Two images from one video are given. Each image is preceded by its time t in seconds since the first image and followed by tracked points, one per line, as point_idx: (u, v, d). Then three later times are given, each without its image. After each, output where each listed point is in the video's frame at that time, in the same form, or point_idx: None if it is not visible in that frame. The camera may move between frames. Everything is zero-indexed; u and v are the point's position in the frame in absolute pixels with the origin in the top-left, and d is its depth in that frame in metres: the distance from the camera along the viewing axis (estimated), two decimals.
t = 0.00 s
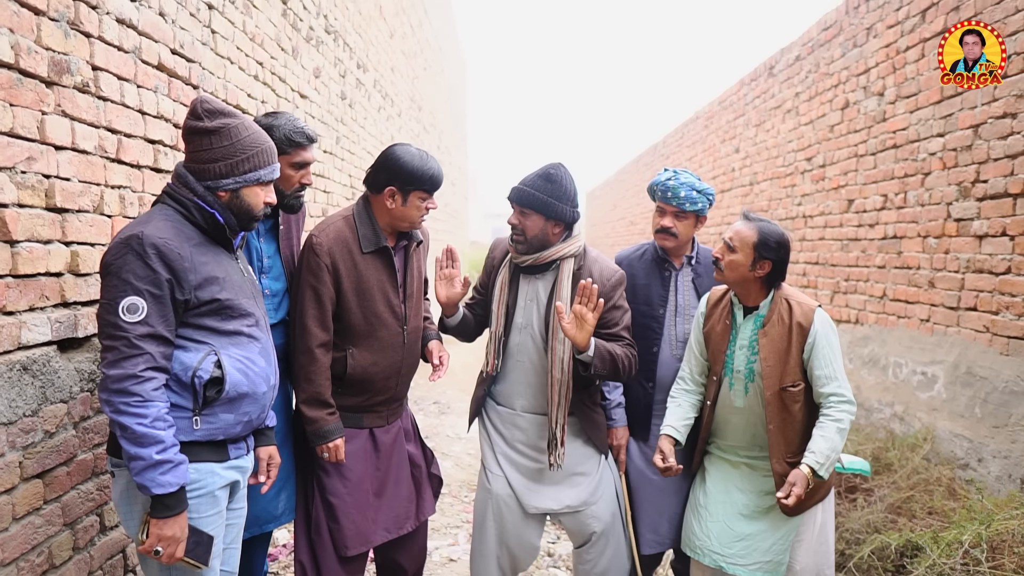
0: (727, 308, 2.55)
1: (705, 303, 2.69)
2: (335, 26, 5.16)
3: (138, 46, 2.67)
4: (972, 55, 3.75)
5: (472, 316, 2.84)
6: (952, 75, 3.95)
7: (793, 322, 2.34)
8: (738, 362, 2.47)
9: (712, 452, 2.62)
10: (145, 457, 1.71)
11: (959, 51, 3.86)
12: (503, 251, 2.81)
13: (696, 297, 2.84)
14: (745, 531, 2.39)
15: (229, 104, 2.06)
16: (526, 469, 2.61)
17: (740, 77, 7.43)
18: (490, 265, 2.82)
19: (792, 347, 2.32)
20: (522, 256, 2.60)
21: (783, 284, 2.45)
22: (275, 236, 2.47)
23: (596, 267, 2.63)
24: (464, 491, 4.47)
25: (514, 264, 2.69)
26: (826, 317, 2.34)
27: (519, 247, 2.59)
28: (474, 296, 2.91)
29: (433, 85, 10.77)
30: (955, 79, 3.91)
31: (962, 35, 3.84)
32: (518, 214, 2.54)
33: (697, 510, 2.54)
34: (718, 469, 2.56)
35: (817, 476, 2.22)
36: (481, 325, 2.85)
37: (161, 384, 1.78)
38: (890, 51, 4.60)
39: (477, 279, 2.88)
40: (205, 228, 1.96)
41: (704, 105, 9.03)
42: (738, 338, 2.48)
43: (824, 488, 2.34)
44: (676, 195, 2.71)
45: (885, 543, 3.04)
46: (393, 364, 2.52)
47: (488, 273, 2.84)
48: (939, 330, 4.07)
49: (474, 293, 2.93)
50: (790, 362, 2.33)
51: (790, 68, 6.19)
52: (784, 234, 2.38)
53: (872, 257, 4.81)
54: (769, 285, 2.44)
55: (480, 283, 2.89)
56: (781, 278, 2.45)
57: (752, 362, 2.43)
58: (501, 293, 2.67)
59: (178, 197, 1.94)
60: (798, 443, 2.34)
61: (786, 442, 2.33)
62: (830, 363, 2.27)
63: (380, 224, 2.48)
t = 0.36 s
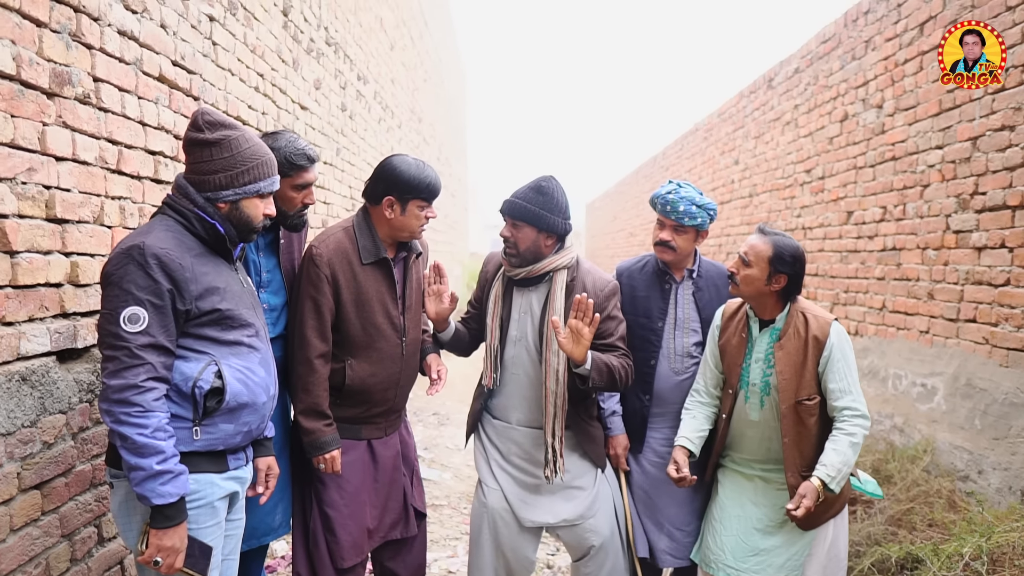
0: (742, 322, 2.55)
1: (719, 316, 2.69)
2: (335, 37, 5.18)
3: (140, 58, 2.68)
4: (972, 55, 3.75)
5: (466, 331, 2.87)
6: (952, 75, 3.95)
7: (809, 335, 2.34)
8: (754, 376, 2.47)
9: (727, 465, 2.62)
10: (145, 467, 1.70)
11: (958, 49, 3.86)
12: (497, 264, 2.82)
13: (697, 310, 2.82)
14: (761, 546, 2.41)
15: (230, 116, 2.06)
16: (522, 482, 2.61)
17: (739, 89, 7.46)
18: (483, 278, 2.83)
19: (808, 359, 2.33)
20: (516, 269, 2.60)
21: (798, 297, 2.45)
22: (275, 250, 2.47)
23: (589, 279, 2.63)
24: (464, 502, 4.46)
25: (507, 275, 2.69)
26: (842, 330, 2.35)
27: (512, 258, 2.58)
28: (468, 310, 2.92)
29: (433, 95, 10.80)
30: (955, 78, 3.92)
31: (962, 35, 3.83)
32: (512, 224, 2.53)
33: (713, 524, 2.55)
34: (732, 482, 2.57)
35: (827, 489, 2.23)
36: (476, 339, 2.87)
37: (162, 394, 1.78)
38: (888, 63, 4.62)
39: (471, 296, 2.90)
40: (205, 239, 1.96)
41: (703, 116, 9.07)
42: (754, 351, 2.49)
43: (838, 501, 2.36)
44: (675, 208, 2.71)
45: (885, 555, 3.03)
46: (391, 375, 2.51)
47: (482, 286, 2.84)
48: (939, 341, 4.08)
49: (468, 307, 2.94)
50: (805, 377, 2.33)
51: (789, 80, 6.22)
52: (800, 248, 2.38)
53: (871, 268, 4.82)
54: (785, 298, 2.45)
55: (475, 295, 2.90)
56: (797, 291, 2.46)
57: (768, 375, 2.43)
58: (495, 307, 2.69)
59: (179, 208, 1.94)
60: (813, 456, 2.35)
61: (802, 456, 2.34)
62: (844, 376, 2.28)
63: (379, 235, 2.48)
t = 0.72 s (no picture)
0: (750, 310, 2.56)
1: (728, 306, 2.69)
2: (330, 24, 5.14)
3: (132, 43, 2.66)
4: (971, 55, 3.73)
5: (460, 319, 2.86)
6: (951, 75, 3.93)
7: (815, 324, 2.35)
8: (760, 364, 2.49)
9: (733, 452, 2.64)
10: (139, 453, 1.70)
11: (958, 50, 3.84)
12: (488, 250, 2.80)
13: (691, 299, 2.81)
14: (761, 533, 2.42)
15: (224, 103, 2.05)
16: (519, 467, 2.62)
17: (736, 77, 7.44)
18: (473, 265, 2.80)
19: (814, 348, 2.33)
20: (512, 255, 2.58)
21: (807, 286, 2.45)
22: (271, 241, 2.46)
23: (582, 260, 2.64)
24: (459, 489, 4.48)
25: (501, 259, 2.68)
26: (850, 319, 2.36)
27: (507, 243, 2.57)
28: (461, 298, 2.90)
29: (428, 83, 10.73)
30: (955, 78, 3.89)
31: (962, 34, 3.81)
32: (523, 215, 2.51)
33: (715, 510, 2.58)
34: (738, 468, 2.59)
35: (830, 478, 2.24)
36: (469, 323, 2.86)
37: (155, 380, 1.78)
38: (885, 52, 4.61)
39: (462, 281, 2.86)
40: (198, 226, 1.95)
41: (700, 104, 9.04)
42: (761, 340, 2.50)
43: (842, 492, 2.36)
44: (670, 197, 2.70)
45: (877, 542, 3.06)
46: (386, 362, 2.51)
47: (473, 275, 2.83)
48: (933, 330, 4.09)
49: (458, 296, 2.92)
50: (811, 366, 2.34)
51: (786, 68, 6.20)
52: (808, 238, 2.38)
53: (866, 257, 4.83)
54: (792, 288, 2.45)
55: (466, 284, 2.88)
56: (805, 280, 2.46)
57: (774, 363, 2.45)
58: (490, 295, 2.65)
59: (171, 194, 1.93)
60: (818, 445, 2.36)
61: (806, 444, 2.36)
62: (849, 365, 2.29)
63: (374, 222, 2.47)
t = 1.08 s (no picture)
0: (754, 293, 2.56)
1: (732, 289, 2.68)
2: (326, 3, 5.09)
3: (126, 23, 2.63)
4: (972, 56, 3.71)
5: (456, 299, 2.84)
6: (951, 76, 3.90)
7: (819, 307, 2.35)
8: (762, 347, 2.49)
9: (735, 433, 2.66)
10: (136, 434, 1.71)
11: (958, 49, 3.81)
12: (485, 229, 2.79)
13: (689, 280, 2.81)
14: (759, 513, 2.44)
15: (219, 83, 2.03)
16: (518, 446, 2.64)
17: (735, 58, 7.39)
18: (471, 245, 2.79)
19: (817, 331, 2.34)
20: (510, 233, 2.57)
21: (813, 268, 2.45)
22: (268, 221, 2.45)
23: (580, 240, 2.63)
24: (458, 470, 4.51)
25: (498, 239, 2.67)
26: (853, 302, 2.36)
27: (504, 223, 2.57)
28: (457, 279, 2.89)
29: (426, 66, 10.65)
30: (954, 79, 3.86)
31: (961, 35, 3.79)
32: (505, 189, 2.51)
33: (715, 490, 2.59)
34: (739, 449, 2.60)
35: (830, 461, 2.26)
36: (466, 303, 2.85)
37: (152, 362, 1.78)
38: (886, 32, 4.58)
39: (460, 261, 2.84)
40: (193, 207, 1.95)
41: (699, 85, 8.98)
42: (764, 322, 2.50)
43: (842, 473, 2.38)
44: (668, 177, 2.69)
45: (873, 521, 3.08)
46: (384, 343, 2.52)
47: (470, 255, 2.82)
48: (931, 312, 4.09)
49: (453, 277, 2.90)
50: (814, 348, 2.35)
51: (787, 48, 6.15)
52: (811, 221, 2.38)
53: (864, 239, 4.83)
54: (796, 271, 2.45)
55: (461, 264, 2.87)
56: (809, 264, 2.46)
57: (776, 347, 2.45)
58: (488, 275, 2.63)
59: (166, 175, 1.92)
60: (819, 428, 2.38)
61: (807, 427, 2.38)
62: (853, 348, 2.29)
63: (371, 202, 2.46)
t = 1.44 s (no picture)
0: (751, 276, 2.56)
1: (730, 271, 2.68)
2: None
3: (122, 2, 2.61)
4: (971, 56, 3.71)
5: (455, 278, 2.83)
6: (951, 76, 3.90)
7: (815, 289, 2.34)
8: (760, 330, 2.49)
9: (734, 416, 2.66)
10: (134, 416, 1.71)
11: (958, 50, 3.81)
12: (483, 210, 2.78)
13: (689, 261, 2.81)
14: (756, 492, 2.44)
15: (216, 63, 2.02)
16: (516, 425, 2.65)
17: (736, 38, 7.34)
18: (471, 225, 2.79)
19: (814, 313, 2.34)
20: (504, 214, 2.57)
21: (808, 251, 2.44)
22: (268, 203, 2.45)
23: (574, 223, 2.60)
24: (458, 452, 4.53)
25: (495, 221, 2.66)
26: (850, 285, 2.35)
27: (500, 205, 2.56)
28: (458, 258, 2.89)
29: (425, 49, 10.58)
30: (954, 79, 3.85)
31: (962, 35, 3.78)
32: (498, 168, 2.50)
33: (713, 471, 2.60)
34: (737, 431, 2.61)
35: (827, 443, 2.27)
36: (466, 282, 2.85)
37: (150, 344, 1.78)
38: (889, 11, 4.54)
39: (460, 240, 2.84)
40: (191, 188, 1.94)
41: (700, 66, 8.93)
42: (761, 305, 2.50)
43: (840, 455, 2.39)
44: (666, 157, 2.68)
45: (871, 502, 3.10)
46: (383, 324, 2.52)
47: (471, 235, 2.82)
48: (930, 294, 4.09)
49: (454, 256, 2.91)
50: (811, 330, 2.35)
51: (788, 28, 6.11)
52: (807, 203, 2.37)
53: (864, 221, 4.82)
54: (793, 253, 2.44)
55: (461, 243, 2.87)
56: (806, 246, 2.45)
57: (773, 329, 2.45)
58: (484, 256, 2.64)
59: (164, 156, 1.91)
60: (816, 410, 2.38)
61: (805, 409, 2.38)
62: (849, 330, 2.29)
63: (369, 183, 2.45)
